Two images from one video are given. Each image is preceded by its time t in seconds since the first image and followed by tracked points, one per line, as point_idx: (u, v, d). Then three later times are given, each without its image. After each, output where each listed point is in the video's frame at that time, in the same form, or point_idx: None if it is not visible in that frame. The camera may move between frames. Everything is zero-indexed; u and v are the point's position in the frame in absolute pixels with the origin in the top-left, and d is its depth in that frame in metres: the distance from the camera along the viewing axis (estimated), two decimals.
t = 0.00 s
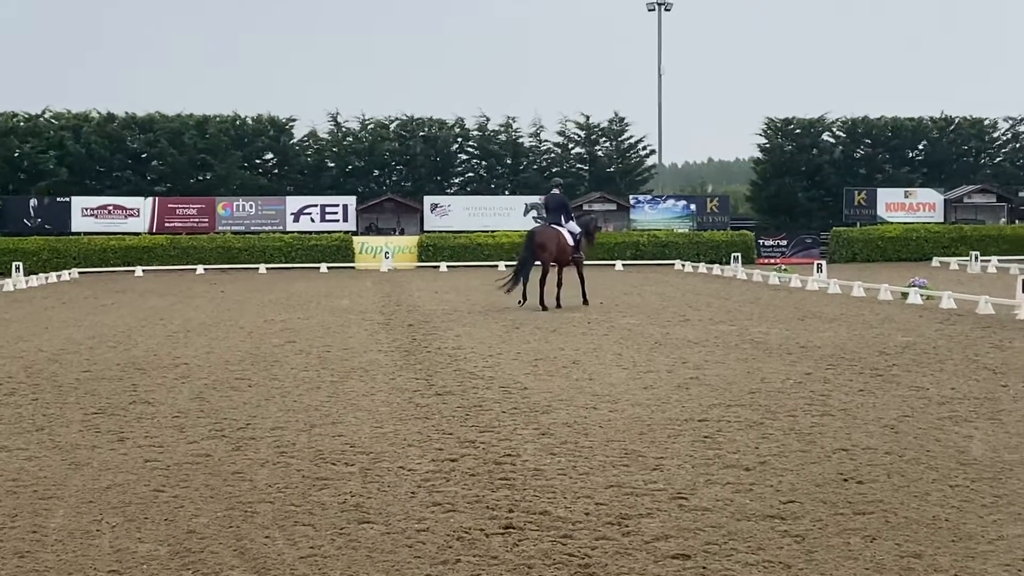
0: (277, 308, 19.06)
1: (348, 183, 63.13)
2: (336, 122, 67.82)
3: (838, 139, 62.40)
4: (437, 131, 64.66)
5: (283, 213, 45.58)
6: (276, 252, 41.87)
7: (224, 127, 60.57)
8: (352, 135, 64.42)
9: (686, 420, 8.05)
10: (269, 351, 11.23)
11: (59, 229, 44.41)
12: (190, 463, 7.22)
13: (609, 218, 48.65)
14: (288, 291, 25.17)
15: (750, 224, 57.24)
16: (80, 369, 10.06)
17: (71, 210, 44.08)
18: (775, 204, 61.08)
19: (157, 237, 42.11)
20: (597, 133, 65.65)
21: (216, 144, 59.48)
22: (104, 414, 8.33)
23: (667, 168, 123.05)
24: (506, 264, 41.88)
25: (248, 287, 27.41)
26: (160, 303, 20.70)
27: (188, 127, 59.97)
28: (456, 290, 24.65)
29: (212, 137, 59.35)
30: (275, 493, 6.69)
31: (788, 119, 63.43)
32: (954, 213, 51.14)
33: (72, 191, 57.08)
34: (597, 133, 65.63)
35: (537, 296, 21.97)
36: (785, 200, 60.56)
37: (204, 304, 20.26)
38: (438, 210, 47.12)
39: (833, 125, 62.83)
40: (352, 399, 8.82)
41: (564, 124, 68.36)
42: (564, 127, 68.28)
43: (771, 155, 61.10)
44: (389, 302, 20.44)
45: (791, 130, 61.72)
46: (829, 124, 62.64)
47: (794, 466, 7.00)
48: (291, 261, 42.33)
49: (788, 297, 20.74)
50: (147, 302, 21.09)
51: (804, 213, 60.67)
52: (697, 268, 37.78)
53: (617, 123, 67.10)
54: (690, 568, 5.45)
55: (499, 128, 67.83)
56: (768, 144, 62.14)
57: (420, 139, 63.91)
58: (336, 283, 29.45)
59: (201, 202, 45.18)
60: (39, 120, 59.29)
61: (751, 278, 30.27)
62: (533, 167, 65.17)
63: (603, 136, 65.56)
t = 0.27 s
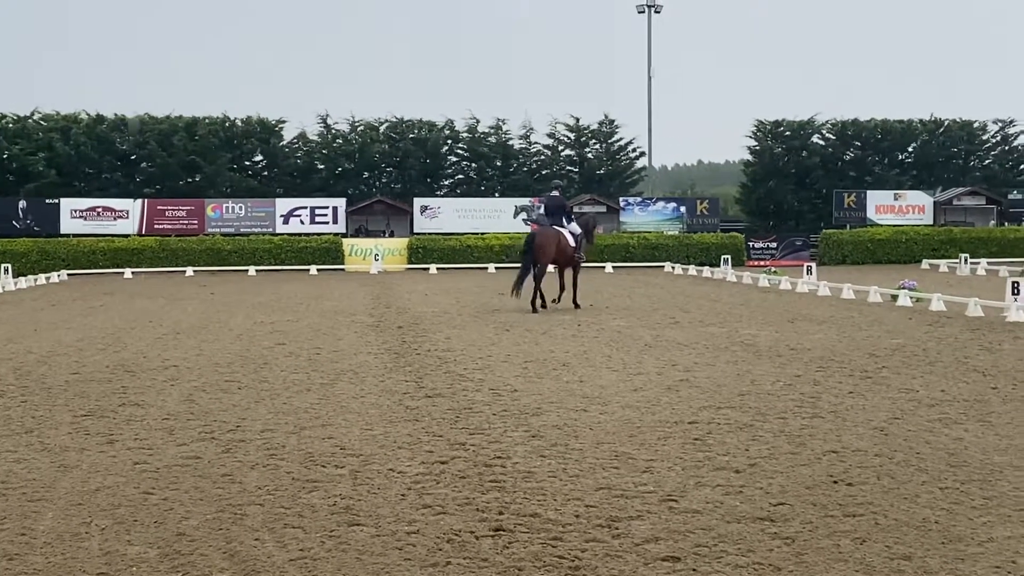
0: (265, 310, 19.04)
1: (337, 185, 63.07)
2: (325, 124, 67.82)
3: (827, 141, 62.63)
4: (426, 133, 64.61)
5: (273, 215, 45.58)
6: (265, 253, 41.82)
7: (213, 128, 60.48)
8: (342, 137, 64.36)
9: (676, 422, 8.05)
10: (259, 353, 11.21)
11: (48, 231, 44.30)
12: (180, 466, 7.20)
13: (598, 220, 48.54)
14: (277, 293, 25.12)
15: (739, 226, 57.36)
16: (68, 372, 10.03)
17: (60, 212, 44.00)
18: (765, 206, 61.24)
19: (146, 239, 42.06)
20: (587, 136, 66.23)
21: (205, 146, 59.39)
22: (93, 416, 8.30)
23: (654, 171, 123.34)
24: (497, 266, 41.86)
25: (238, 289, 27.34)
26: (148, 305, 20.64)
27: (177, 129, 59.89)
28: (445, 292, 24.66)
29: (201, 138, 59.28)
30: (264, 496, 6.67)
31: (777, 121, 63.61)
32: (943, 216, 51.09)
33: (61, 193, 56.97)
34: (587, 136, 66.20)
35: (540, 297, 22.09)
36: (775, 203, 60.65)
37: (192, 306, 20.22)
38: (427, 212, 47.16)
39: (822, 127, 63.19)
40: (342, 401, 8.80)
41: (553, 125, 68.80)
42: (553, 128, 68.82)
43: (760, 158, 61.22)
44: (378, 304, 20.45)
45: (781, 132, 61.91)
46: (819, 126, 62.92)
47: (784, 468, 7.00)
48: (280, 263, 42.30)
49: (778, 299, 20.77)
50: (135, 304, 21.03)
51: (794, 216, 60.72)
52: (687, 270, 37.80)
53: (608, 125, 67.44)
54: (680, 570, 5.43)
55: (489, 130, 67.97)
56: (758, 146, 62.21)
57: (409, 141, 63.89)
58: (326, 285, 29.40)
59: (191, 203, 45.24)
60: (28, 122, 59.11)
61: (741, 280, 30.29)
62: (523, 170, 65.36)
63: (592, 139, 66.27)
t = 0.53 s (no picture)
0: (253, 313, 19.05)
1: (326, 188, 62.96)
2: (314, 127, 67.82)
3: (816, 144, 62.81)
4: (415, 136, 64.51)
5: (262, 218, 45.52)
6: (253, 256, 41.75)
7: (202, 131, 60.39)
8: (331, 139, 64.30)
9: (665, 425, 8.06)
10: (248, 356, 11.20)
11: (37, 233, 44.18)
12: (168, 469, 7.19)
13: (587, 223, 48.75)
14: (265, 296, 25.07)
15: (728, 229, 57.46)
16: (56, 375, 10.01)
17: (49, 214, 43.92)
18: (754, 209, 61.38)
19: (134, 241, 41.90)
20: (576, 139, 66.58)
21: (193, 149, 59.30)
22: (81, 419, 8.28)
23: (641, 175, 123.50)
24: (486, 269, 41.95)
25: (227, 292, 27.28)
26: (135, 308, 20.59)
27: (165, 131, 59.81)
28: (434, 295, 24.65)
29: (189, 141, 59.20)
30: (254, 499, 6.66)
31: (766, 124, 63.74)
32: (932, 219, 51.29)
33: (50, 195, 56.85)
34: (576, 140, 66.56)
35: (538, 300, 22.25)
36: (764, 206, 60.74)
37: (178, 310, 20.17)
38: (416, 215, 47.09)
39: (811, 130, 63.31)
40: (331, 404, 8.79)
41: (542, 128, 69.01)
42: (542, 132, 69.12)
43: (749, 161, 61.31)
44: (366, 307, 20.47)
45: (770, 136, 62.07)
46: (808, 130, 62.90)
47: (773, 471, 7.01)
48: (269, 266, 42.15)
49: (766, 303, 20.81)
50: (121, 307, 20.97)
51: (783, 219, 60.75)
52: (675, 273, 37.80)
53: (596, 128, 67.65)
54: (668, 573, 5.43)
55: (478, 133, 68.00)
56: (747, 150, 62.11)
57: (398, 144, 63.79)
58: (315, 288, 29.35)
59: (179, 207, 45.10)
60: (16, 125, 58.93)
61: (731, 283, 30.32)
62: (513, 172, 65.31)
63: (581, 142, 66.61)
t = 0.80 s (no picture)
0: (241, 317, 19.03)
1: (317, 193, 62.91)
2: (304, 132, 67.81)
3: (805, 150, 63.16)
4: (405, 141, 64.52)
5: (251, 223, 45.41)
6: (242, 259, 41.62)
7: (192, 136, 60.40)
8: (321, 144, 64.35)
9: (654, 430, 8.06)
10: (237, 361, 11.20)
11: (25, 237, 44.06)
12: (157, 473, 7.17)
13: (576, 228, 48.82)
14: (255, 301, 25.06)
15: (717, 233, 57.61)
16: (45, 379, 9.99)
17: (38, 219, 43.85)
18: (744, 215, 61.50)
19: (123, 246, 41.77)
20: (566, 144, 66.74)
21: (183, 154, 59.29)
22: (69, 424, 8.26)
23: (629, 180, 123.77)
24: (476, 273, 41.97)
25: (217, 297, 27.25)
26: (122, 313, 20.56)
27: (154, 137, 59.80)
28: (424, 300, 24.68)
29: (179, 146, 59.22)
30: (242, 504, 6.65)
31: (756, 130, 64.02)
32: (921, 224, 51.43)
33: (40, 200, 56.73)
34: (566, 144, 66.70)
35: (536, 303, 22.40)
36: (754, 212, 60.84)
37: (166, 314, 20.16)
38: (406, 220, 46.81)
39: (800, 136, 63.77)
40: (320, 409, 8.78)
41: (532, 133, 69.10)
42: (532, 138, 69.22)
43: (739, 166, 61.48)
44: (357, 312, 20.46)
45: (760, 141, 62.38)
46: (796, 135, 63.42)
47: (762, 476, 7.01)
48: (259, 270, 42.07)
49: (755, 307, 20.86)
50: (109, 312, 20.93)
51: (772, 224, 60.88)
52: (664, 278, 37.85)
53: (585, 133, 67.79)
54: None
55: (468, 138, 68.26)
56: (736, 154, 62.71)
57: (389, 149, 63.78)
58: (304, 293, 29.33)
59: (169, 211, 45.05)
60: (5, 130, 58.85)
61: (721, 287, 30.38)
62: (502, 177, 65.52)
63: (571, 147, 66.72)
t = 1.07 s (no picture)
0: (232, 321, 19.00)
1: (309, 197, 62.82)
2: (297, 135, 67.82)
3: (797, 153, 63.33)
4: (398, 144, 64.52)
5: (243, 226, 45.34)
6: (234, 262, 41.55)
7: (184, 139, 60.32)
8: (313, 148, 64.38)
9: (647, 434, 8.06)
10: (230, 364, 11.18)
11: (16, 241, 43.96)
12: (148, 477, 7.15)
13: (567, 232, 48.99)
14: (247, 304, 25.05)
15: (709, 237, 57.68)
16: (36, 383, 9.96)
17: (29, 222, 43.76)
18: (737, 218, 61.58)
19: (114, 249, 41.67)
20: (558, 147, 66.56)
21: (175, 157, 59.25)
22: (61, 428, 8.24)
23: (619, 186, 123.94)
24: (467, 277, 41.93)
25: (210, 300, 27.22)
26: (112, 316, 20.50)
27: (145, 140, 59.74)
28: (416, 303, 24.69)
29: (171, 150, 59.19)
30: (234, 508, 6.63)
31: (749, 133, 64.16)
32: (913, 227, 51.55)
33: (32, 203, 56.67)
34: (559, 147, 66.53)
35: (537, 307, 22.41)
36: (746, 215, 60.82)
37: (157, 317, 20.12)
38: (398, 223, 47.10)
39: (792, 140, 63.95)
40: (312, 413, 8.76)
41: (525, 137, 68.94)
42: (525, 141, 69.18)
43: (731, 169, 61.56)
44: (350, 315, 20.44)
45: (752, 145, 62.51)
46: (789, 139, 63.61)
47: (754, 479, 7.01)
48: (250, 273, 42.03)
49: (747, 311, 20.89)
50: (99, 315, 20.88)
51: (764, 227, 60.91)
52: (655, 282, 37.86)
53: (577, 136, 67.84)
54: None
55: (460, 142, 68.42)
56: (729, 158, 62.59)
57: (381, 152, 63.69)
58: (296, 296, 29.32)
59: (160, 214, 44.99)
60: None
61: (713, 291, 30.41)
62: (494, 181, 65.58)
63: (564, 150, 66.57)
